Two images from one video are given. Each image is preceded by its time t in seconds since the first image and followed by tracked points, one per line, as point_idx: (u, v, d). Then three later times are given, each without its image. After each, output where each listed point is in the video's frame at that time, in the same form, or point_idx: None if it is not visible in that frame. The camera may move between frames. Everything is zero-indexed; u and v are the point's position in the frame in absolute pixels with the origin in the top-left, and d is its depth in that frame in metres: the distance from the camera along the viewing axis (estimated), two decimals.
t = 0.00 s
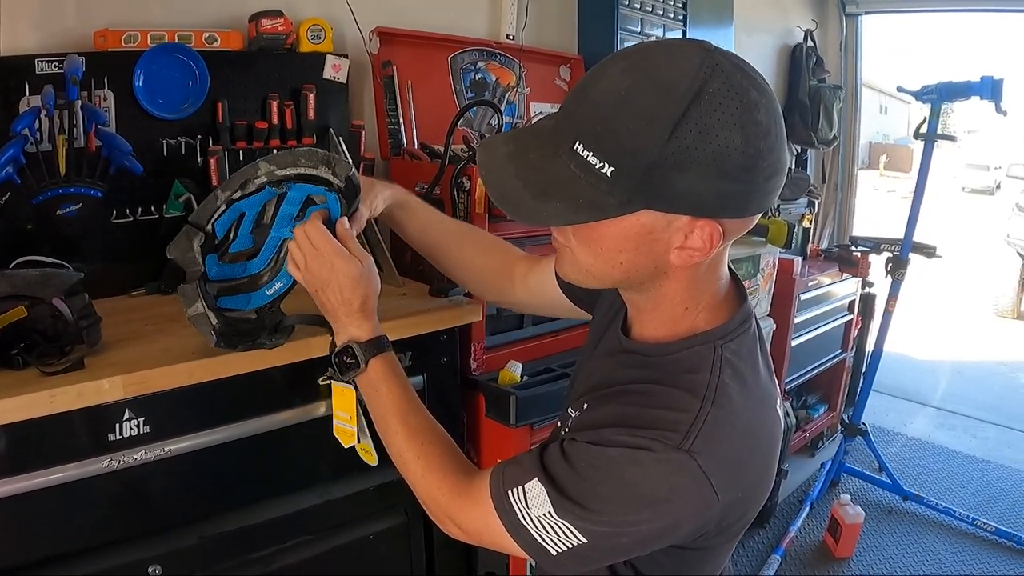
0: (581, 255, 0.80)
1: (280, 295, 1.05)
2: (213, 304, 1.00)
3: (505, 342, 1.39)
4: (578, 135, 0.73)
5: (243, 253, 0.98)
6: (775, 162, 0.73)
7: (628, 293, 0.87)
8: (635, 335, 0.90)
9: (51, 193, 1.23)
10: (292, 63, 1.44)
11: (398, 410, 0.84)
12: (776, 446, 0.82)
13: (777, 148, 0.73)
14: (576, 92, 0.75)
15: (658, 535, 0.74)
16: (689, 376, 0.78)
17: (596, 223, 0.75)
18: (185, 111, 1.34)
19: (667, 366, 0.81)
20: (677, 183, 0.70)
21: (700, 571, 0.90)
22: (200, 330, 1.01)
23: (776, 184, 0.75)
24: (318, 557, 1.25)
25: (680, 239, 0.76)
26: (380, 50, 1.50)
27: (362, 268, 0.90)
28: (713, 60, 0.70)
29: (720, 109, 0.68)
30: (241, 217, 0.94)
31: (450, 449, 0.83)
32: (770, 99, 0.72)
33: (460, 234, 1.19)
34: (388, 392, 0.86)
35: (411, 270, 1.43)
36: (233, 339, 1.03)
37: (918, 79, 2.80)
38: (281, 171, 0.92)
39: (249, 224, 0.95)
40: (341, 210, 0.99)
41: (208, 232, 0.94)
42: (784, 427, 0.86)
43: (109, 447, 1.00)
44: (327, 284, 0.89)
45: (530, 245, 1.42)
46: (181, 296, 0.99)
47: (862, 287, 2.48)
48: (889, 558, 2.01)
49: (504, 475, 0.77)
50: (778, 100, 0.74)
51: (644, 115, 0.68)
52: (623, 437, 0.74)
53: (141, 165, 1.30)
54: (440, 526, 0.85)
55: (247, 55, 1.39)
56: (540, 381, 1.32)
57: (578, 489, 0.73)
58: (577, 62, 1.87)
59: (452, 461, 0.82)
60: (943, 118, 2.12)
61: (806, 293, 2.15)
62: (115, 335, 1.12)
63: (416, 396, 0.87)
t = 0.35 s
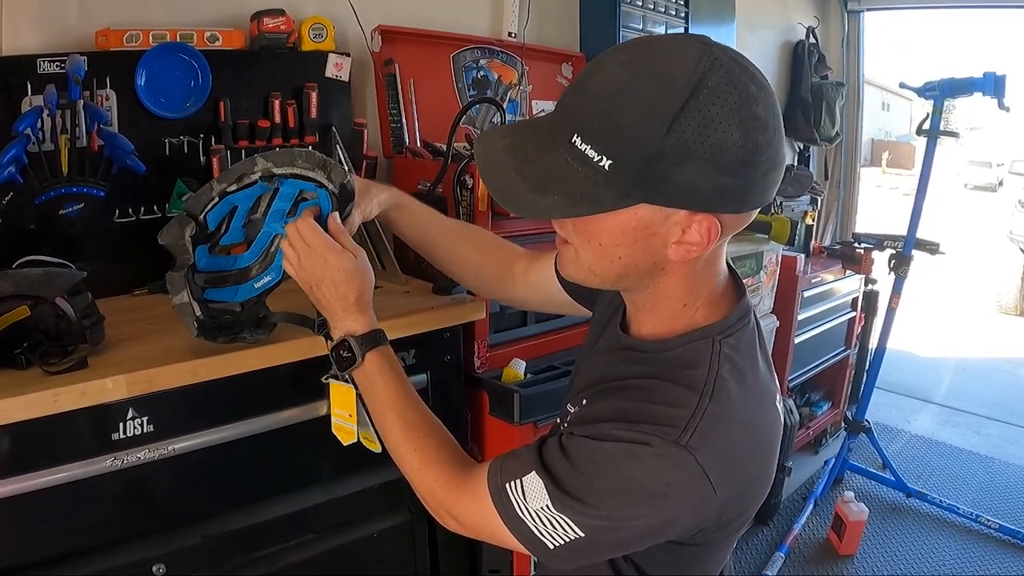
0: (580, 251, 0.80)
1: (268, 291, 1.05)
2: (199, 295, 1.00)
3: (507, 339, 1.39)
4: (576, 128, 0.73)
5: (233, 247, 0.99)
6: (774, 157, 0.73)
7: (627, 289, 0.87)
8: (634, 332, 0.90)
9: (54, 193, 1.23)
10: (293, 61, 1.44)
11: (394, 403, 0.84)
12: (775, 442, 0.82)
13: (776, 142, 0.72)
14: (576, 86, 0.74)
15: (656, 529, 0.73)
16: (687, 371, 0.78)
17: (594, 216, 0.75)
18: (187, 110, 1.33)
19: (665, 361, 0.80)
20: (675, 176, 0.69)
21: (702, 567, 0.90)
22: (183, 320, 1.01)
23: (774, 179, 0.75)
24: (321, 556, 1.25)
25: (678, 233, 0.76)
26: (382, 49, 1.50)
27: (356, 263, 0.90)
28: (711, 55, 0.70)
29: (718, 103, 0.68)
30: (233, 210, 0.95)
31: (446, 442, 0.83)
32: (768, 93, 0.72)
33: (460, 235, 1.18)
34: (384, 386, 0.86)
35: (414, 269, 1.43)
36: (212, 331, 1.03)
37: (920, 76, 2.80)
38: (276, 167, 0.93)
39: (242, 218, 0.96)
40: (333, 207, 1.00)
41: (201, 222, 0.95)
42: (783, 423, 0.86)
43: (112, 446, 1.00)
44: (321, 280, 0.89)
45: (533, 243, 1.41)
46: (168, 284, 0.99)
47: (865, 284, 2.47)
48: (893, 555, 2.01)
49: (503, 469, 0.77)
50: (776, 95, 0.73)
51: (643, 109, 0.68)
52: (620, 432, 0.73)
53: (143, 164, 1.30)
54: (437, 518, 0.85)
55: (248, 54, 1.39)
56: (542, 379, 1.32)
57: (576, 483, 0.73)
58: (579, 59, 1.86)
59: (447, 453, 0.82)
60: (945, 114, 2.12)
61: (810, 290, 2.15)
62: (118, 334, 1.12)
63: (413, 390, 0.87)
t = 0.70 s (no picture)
0: (576, 246, 0.80)
1: (267, 273, 1.02)
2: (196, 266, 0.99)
3: (505, 338, 1.39)
4: (569, 124, 0.73)
5: (241, 226, 0.98)
6: (768, 150, 0.72)
7: (624, 287, 0.87)
8: (632, 329, 0.90)
9: (50, 191, 1.22)
10: (290, 59, 1.44)
11: (397, 400, 0.84)
12: (772, 440, 0.82)
13: (769, 136, 0.72)
14: (570, 81, 0.74)
15: (652, 528, 0.73)
16: (682, 368, 0.78)
17: (588, 212, 0.75)
18: (184, 108, 1.33)
19: (661, 359, 0.80)
20: (667, 171, 0.69)
21: (698, 566, 0.90)
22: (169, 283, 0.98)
23: (769, 174, 0.75)
24: (319, 555, 1.25)
25: (672, 228, 0.75)
26: (379, 47, 1.50)
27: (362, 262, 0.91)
28: (704, 49, 0.70)
29: (710, 97, 0.68)
30: (246, 189, 0.96)
31: (448, 440, 0.83)
32: (762, 87, 0.72)
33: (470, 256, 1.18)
34: (387, 383, 0.86)
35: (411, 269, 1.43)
36: (201, 302, 1.01)
37: (918, 75, 2.80)
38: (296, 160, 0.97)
39: (254, 198, 0.97)
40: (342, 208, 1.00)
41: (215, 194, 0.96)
42: (781, 421, 0.86)
43: (109, 445, 1.00)
44: (328, 277, 0.89)
45: (530, 242, 1.42)
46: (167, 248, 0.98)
47: (863, 282, 2.48)
48: (891, 554, 2.01)
49: (500, 467, 0.77)
50: (770, 89, 0.73)
51: (635, 104, 0.68)
52: (615, 429, 0.73)
53: (141, 162, 1.30)
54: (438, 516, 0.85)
55: (245, 52, 1.39)
56: (540, 377, 1.32)
57: (571, 482, 0.73)
58: (577, 57, 1.86)
59: (449, 452, 0.82)
60: (943, 113, 2.12)
61: (808, 289, 2.15)
62: (116, 332, 1.11)
63: (417, 388, 0.87)
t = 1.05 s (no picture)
0: (576, 241, 0.80)
1: (279, 275, 1.01)
2: (207, 267, 0.98)
3: (506, 334, 1.39)
4: (567, 117, 0.73)
5: (255, 228, 0.99)
6: (767, 144, 0.72)
7: (626, 282, 0.87)
8: (634, 325, 0.90)
9: (49, 186, 1.22)
10: (289, 55, 1.44)
11: (402, 397, 0.84)
12: (774, 436, 0.82)
13: (769, 129, 0.72)
14: (568, 74, 0.74)
15: (654, 526, 0.73)
16: (683, 366, 0.78)
17: (587, 207, 0.75)
18: (183, 103, 1.33)
19: (663, 356, 0.80)
20: (666, 164, 0.69)
21: (700, 562, 0.90)
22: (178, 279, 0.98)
23: (769, 168, 0.74)
24: (319, 551, 1.25)
25: (673, 223, 0.75)
26: (379, 42, 1.50)
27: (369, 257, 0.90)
28: (702, 42, 0.69)
29: (709, 90, 0.68)
30: (261, 191, 0.98)
31: (452, 438, 0.83)
32: (761, 80, 0.71)
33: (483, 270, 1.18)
34: (393, 381, 0.86)
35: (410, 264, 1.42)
36: (206, 300, 0.99)
37: (918, 71, 2.80)
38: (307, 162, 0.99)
39: (268, 199, 0.98)
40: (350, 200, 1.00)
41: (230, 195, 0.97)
42: (783, 417, 0.86)
43: (108, 441, 0.99)
44: (335, 272, 0.89)
45: (530, 237, 1.41)
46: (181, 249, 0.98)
47: (863, 279, 2.47)
48: (891, 550, 2.01)
49: (501, 465, 0.76)
50: (770, 82, 0.73)
51: (634, 97, 0.68)
52: (616, 427, 0.73)
53: (140, 158, 1.28)
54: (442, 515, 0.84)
55: (244, 47, 1.38)
56: (540, 373, 1.32)
57: (572, 480, 0.73)
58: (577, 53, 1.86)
59: (454, 449, 0.81)
60: (944, 109, 2.12)
61: (808, 285, 2.15)
62: (115, 328, 1.11)
63: (423, 385, 0.87)
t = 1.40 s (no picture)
0: (580, 242, 0.79)
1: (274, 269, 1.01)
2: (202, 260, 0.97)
3: (507, 334, 1.39)
4: (571, 117, 0.73)
5: (250, 220, 0.97)
6: (773, 143, 0.72)
7: (629, 283, 0.87)
8: (637, 326, 0.90)
9: (49, 186, 1.22)
10: (291, 54, 1.43)
11: (405, 401, 0.84)
12: (780, 437, 0.81)
13: (775, 129, 0.72)
14: (572, 74, 0.74)
15: (660, 529, 0.73)
16: (690, 366, 0.78)
17: (592, 208, 0.75)
18: (183, 102, 1.32)
19: (668, 356, 0.80)
20: (672, 164, 0.69)
21: (704, 564, 0.90)
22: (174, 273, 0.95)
23: (774, 168, 0.74)
24: (320, 551, 1.25)
25: (678, 223, 0.75)
26: (380, 41, 1.49)
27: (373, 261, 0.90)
28: (708, 41, 0.69)
29: (715, 89, 0.67)
30: (258, 184, 0.96)
31: (455, 442, 0.83)
32: (766, 79, 0.71)
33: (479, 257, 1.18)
34: (395, 385, 0.86)
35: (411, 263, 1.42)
36: (205, 296, 0.98)
37: (919, 72, 2.80)
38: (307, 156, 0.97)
39: (265, 192, 0.96)
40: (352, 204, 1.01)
41: (226, 186, 0.94)
42: (788, 418, 0.85)
43: (109, 442, 0.99)
44: (337, 274, 0.89)
45: (531, 237, 1.41)
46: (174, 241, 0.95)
47: (864, 279, 2.47)
48: (891, 551, 2.01)
49: (506, 469, 0.76)
50: (776, 81, 0.73)
51: (639, 97, 0.67)
52: (624, 429, 0.72)
53: (140, 157, 1.29)
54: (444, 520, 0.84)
55: (246, 46, 1.38)
56: (541, 373, 1.32)
57: (578, 483, 0.72)
58: (578, 52, 1.86)
59: (457, 453, 0.81)
60: (945, 109, 2.11)
61: (809, 285, 2.15)
62: (116, 327, 1.11)
63: (425, 390, 0.87)
